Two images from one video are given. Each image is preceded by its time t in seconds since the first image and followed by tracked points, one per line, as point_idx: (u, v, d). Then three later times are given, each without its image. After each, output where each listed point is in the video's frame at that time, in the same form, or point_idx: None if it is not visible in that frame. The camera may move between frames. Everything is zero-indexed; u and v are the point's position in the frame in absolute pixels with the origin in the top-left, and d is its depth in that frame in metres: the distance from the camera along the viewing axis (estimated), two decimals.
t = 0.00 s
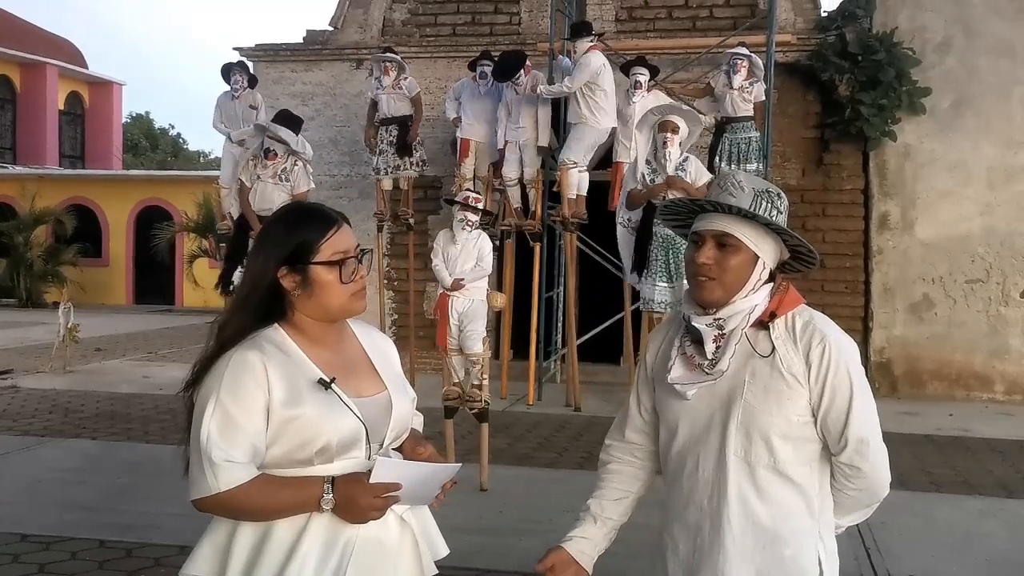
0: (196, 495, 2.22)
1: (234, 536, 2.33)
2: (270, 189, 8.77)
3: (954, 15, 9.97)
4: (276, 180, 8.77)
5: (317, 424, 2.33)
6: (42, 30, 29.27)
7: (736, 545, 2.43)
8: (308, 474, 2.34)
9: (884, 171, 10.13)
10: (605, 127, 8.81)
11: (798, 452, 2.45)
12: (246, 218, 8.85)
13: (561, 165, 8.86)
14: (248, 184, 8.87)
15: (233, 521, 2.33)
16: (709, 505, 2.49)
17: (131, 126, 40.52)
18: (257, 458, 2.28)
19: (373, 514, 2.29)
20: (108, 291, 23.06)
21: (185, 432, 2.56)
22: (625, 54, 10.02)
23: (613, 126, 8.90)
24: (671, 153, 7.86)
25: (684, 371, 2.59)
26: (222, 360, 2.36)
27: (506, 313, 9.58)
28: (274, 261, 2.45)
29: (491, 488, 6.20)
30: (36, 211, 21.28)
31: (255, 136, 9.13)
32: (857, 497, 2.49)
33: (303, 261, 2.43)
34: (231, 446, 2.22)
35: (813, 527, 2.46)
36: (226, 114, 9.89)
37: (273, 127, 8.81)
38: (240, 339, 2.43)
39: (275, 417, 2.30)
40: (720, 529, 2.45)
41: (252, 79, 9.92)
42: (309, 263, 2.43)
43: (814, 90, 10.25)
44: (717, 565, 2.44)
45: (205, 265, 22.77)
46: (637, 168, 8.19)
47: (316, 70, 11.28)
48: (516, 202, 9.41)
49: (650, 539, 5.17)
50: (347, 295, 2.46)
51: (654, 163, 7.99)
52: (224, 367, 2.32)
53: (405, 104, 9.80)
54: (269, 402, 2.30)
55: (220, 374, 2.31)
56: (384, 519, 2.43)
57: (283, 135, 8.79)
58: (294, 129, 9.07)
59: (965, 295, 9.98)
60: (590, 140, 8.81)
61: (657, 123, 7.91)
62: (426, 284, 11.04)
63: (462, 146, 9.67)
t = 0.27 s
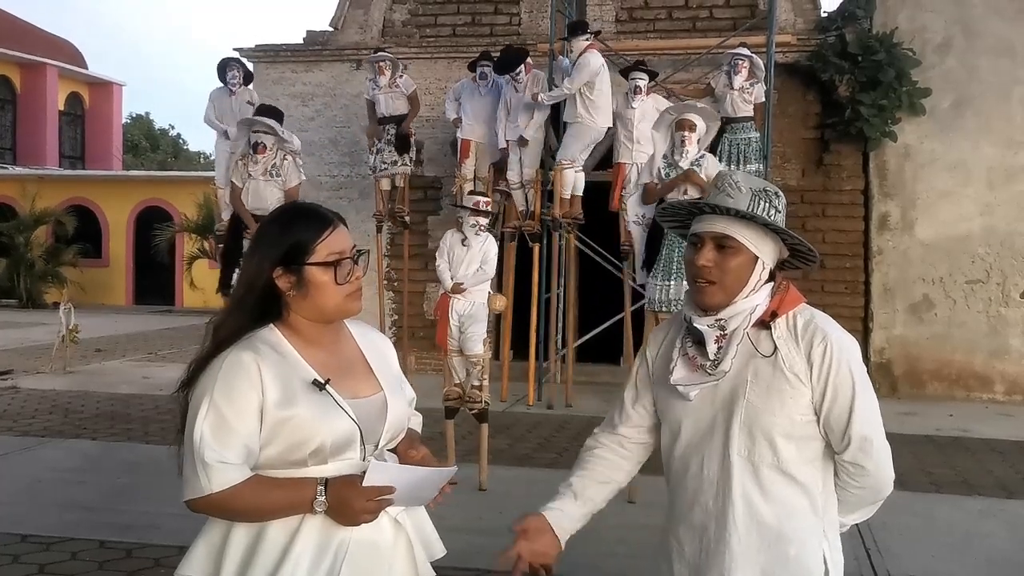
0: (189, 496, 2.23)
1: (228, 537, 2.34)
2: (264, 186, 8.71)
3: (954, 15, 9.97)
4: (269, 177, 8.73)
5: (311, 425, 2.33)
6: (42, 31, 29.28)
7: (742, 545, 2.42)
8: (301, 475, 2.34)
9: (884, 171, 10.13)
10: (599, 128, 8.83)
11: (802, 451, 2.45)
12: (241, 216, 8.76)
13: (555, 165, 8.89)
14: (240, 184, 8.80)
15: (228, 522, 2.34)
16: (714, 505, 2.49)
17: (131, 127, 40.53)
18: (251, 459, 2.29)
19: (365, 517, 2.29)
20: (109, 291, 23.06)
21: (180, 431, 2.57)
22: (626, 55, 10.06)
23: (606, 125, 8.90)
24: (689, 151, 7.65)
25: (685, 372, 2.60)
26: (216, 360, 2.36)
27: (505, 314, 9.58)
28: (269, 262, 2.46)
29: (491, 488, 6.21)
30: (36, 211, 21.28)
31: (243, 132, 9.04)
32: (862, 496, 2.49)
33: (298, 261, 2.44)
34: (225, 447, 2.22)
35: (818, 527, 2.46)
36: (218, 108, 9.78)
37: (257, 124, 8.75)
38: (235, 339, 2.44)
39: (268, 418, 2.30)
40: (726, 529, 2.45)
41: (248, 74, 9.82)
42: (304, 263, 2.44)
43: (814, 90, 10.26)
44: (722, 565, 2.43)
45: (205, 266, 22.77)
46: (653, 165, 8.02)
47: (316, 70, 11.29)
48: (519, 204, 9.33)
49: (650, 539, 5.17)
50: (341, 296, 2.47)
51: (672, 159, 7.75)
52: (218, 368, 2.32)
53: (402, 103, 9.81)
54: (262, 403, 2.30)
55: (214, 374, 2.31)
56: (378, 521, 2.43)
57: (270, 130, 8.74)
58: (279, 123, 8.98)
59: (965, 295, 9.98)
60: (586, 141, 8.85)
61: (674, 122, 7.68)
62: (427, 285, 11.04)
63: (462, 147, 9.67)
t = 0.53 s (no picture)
0: (184, 496, 2.23)
1: (225, 537, 2.34)
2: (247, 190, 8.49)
3: (954, 15, 9.97)
4: (254, 181, 8.49)
5: (306, 425, 2.33)
6: (42, 31, 29.28)
7: (744, 546, 2.42)
8: (297, 475, 2.34)
9: (884, 172, 10.13)
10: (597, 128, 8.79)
11: (805, 452, 2.45)
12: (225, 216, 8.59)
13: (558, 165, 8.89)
14: (225, 189, 8.56)
15: (225, 522, 2.34)
16: (716, 506, 2.49)
17: (131, 127, 40.53)
18: (247, 459, 2.29)
19: (361, 518, 2.29)
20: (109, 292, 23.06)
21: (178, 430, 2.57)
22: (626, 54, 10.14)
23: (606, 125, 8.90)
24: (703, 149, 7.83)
25: (689, 372, 2.59)
26: (213, 360, 2.37)
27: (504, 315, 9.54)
28: (267, 261, 2.46)
29: (491, 488, 6.21)
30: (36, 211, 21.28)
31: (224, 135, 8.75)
32: (867, 498, 2.49)
33: (296, 261, 2.44)
34: (222, 448, 2.22)
35: (822, 529, 2.46)
36: (211, 105, 9.62)
37: (236, 129, 8.45)
38: (233, 338, 2.45)
39: (264, 418, 2.30)
40: (728, 530, 2.45)
41: (242, 74, 9.75)
42: (302, 263, 2.44)
43: (814, 91, 10.25)
44: (725, 566, 2.44)
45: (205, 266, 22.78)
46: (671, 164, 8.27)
47: (316, 70, 11.28)
48: (516, 204, 9.39)
49: (650, 540, 5.17)
50: (339, 296, 2.47)
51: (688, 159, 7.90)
52: (214, 367, 2.33)
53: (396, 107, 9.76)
54: (259, 402, 2.30)
55: (210, 374, 2.32)
56: (376, 521, 2.43)
57: (248, 134, 8.44)
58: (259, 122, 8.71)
59: (966, 295, 9.98)
60: (585, 141, 8.83)
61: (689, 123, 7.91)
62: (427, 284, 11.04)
63: (463, 148, 9.67)
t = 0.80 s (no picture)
0: (185, 493, 2.23)
1: (225, 536, 2.34)
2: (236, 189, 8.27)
3: (954, 15, 9.98)
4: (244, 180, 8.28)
5: (306, 424, 2.33)
6: (42, 31, 29.27)
7: (742, 548, 2.43)
8: (297, 474, 2.34)
9: (884, 172, 10.13)
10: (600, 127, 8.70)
11: (807, 455, 2.45)
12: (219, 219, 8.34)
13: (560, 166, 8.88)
14: (215, 190, 8.37)
15: (224, 521, 2.35)
16: (716, 507, 2.51)
17: (131, 126, 40.54)
18: (247, 458, 2.29)
19: (361, 518, 2.28)
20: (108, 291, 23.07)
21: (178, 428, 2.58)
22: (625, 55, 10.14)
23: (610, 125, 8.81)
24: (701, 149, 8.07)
25: (690, 373, 2.61)
26: (214, 356, 2.37)
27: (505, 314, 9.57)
28: (260, 256, 2.51)
29: (491, 488, 6.21)
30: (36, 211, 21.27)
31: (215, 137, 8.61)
32: (869, 504, 2.49)
33: (286, 256, 2.47)
34: (222, 446, 2.23)
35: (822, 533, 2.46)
36: (205, 104, 9.60)
37: (223, 131, 8.31)
38: (231, 336, 2.49)
39: (264, 416, 2.30)
40: (726, 531, 2.46)
41: (234, 73, 9.76)
42: (290, 258, 2.47)
43: (814, 91, 10.26)
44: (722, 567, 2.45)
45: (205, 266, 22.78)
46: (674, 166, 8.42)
47: (316, 70, 11.28)
48: (518, 205, 9.40)
49: (650, 539, 5.18)
50: (328, 294, 2.46)
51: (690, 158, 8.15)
52: (216, 364, 2.33)
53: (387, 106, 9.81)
54: (259, 401, 2.30)
55: (211, 372, 2.32)
56: (375, 522, 2.43)
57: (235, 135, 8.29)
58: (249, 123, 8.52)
59: (966, 295, 9.98)
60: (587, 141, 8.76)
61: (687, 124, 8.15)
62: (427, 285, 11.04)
63: (463, 148, 9.65)
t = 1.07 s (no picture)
0: (186, 492, 2.24)
1: (221, 535, 2.35)
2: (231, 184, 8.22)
3: (954, 15, 9.98)
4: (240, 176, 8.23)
5: (307, 425, 2.33)
6: (42, 31, 29.27)
7: (729, 550, 2.47)
8: (297, 476, 2.34)
9: (884, 172, 10.13)
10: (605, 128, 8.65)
11: (795, 455, 2.46)
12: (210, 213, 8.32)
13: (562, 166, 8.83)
14: (211, 186, 8.33)
15: (221, 520, 2.35)
16: (706, 509, 2.55)
17: (131, 126, 40.51)
18: (249, 458, 2.29)
19: (363, 518, 2.28)
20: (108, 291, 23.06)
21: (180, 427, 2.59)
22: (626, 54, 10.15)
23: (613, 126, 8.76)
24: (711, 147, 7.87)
25: (683, 376, 2.67)
26: (216, 355, 2.38)
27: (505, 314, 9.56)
28: (263, 254, 2.52)
29: (491, 488, 6.20)
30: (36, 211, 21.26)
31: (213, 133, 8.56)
32: (862, 505, 2.49)
33: (285, 255, 2.48)
34: (223, 446, 2.23)
35: (813, 535, 2.47)
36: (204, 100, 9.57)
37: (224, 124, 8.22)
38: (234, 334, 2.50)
39: (266, 416, 2.30)
40: (715, 532, 2.50)
41: (229, 69, 9.76)
42: (289, 256, 2.47)
43: (814, 91, 10.25)
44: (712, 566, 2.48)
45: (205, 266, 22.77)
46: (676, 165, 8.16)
47: (316, 70, 11.28)
48: (518, 204, 9.36)
49: (650, 539, 5.17)
50: (325, 292, 2.45)
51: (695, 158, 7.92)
52: (217, 364, 2.33)
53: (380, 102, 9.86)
54: (261, 401, 2.30)
55: (213, 371, 2.32)
56: (373, 525, 2.42)
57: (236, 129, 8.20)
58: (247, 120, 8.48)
59: (965, 295, 9.98)
60: (589, 141, 8.69)
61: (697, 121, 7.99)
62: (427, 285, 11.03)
63: (462, 147, 9.65)
